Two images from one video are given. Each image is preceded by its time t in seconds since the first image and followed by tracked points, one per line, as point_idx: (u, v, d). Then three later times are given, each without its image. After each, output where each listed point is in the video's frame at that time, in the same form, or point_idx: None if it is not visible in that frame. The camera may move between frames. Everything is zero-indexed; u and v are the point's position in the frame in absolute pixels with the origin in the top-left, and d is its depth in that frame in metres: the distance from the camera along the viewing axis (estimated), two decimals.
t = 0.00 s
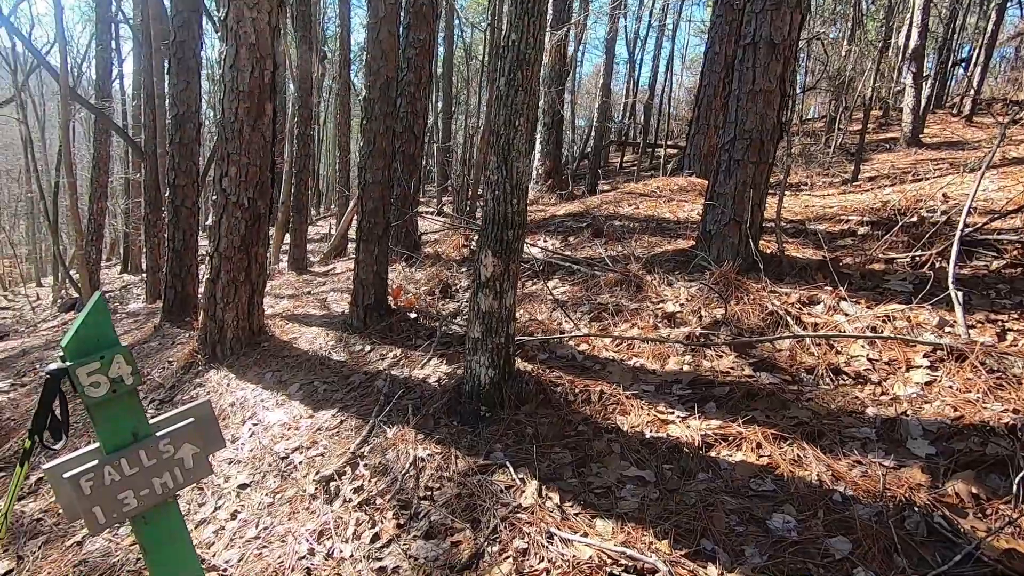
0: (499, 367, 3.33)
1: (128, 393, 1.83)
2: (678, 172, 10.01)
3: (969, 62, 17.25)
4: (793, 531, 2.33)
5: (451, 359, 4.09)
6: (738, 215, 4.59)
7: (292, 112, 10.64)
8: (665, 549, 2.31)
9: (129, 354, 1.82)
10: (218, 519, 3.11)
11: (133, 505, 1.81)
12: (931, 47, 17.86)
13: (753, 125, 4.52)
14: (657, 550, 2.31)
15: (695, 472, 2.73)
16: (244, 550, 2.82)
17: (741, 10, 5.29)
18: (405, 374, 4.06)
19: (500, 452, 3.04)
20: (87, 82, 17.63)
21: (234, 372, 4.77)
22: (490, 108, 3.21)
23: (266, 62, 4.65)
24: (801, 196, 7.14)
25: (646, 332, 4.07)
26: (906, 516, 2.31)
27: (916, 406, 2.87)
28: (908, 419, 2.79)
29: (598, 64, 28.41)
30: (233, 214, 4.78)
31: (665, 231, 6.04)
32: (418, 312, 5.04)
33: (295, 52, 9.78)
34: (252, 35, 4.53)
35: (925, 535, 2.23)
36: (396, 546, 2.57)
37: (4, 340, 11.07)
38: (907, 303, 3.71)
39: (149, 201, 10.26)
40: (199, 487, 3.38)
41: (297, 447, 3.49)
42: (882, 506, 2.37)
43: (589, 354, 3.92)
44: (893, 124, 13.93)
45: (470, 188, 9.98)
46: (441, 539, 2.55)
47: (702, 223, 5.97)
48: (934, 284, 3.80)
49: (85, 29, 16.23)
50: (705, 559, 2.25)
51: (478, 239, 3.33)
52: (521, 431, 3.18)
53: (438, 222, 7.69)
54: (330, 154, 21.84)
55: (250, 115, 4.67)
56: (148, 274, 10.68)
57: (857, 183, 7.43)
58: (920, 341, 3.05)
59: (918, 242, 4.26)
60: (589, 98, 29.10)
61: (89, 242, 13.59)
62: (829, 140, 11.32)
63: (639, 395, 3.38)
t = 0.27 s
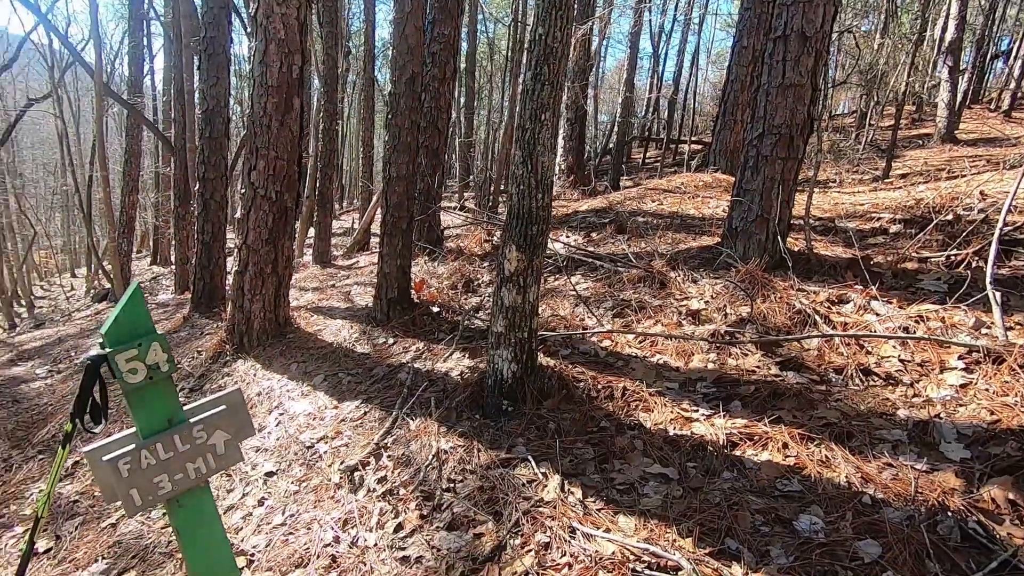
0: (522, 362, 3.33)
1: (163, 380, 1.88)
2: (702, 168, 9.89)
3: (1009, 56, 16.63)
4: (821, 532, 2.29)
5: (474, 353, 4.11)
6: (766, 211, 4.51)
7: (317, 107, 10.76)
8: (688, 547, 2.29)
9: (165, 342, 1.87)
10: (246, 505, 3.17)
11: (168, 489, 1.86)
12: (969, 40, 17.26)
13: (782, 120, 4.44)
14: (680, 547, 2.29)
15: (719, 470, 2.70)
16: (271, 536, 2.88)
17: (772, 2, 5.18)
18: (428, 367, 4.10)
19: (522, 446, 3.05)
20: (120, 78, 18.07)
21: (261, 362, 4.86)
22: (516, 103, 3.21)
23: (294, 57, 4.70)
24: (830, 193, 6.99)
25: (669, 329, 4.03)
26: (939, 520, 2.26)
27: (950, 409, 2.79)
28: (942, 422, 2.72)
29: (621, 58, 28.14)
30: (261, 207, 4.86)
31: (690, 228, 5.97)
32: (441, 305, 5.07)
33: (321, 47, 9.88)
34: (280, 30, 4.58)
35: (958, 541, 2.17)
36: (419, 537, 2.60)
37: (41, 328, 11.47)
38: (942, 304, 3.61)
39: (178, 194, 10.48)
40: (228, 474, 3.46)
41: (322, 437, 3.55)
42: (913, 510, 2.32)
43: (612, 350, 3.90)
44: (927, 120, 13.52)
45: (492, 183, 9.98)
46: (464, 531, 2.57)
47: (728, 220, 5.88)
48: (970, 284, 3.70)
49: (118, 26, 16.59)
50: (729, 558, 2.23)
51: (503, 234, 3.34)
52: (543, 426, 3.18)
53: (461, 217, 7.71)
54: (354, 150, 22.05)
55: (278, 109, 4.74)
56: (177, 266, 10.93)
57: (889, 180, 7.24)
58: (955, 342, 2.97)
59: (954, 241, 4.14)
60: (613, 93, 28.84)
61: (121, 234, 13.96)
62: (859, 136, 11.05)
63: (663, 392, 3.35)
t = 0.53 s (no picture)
0: (541, 357, 3.34)
1: (192, 369, 1.92)
2: (723, 164, 9.78)
3: None
4: (844, 532, 2.26)
5: (492, 348, 4.13)
6: (789, 207, 4.45)
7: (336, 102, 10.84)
8: (709, 544, 2.28)
9: (194, 332, 1.91)
10: (269, 494, 3.22)
11: (196, 476, 1.90)
12: (1000, 33, 16.75)
13: (807, 115, 4.36)
14: (701, 544, 2.28)
15: (740, 468, 2.68)
16: (293, 524, 2.92)
17: None
18: (446, 360, 4.12)
19: (540, 441, 3.06)
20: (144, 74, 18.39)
21: (282, 353, 4.93)
22: (538, 97, 3.20)
23: (316, 52, 4.73)
24: (855, 189, 6.87)
25: (689, 325, 4.00)
26: (967, 523, 2.21)
27: (979, 410, 2.73)
28: (971, 423, 2.67)
29: (640, 52, 27.87)
30: (283, 200, 4.92)
31: (710, 224, 5.91)
32: (459, 300, 5.09)
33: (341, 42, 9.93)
34: (303, 25, 4.61)
35: (987, 544, 2.12)
36: (438, 528, 2.63)
37: (68, 319, 11.77)
38: (971, 303, 3.53)
39: (201, 188, 10.66)
40: (251, 463, 3.52)
41: (342, 428, 3.59)
42: (940, 511, 2.28)
43: (630, 346, 3.88)
44: (955, 115, 13.18)
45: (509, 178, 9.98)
46: (483, 523, 2.59)
47: (749, 216, 5.82)
48: (1001, 282, 3.60)
49: (142, 23, 16.86)
50: (750, 556, 2.21)
51: (523, 228, 3.34)
52: (562, 421, 3.19)
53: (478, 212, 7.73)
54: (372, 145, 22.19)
55: (300, 104, 4.79)
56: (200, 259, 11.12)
57: (915, 176, 7.08)
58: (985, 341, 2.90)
59: (984, 239, 4.03)
60: (631, 88, 28.58)
61: (145, 227, 14.25)
62: (884, 131, 10.81)
63: (682, 389, 3.33)
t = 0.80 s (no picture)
0: (559, 352, 3.33)
1: (220, 358, 1.96)
2: (742, 160, 9.66)
3: None
4: (868, 532, 2.23)
5: (509, 342, 4.13)
6: (811, 203, 4.38)
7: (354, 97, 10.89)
8: (729, 541, 2.27)
9: (221, 322, 1.94)
10: (290, 483, 3.27)
11: (223, 463, 1.94)
12: None
13: (831, 109, 4.29)
14: (721, 541, 2.27)
15: (761, 466, 2.66)
16: (314, 513, 2.96)
17: None
18: (464, 354, 4.14)
19: (559, 435, 3.06)
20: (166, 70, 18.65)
21: (301, 345, 4.99)
22: (559, 92, 3.19)
23: (337, 46, 4.76)
24: (878, 186, 6.75)
25: (708, 322, 3.97)
26: (996, 525, 2.17)
27: (1009, 410, 2.67)
28: (999, 424, 2.61)
29: (657, 48, 27.61)
30: (303, 194, 4.96)
31: (730, 220, 5.85)
32: (476, 294, 5.11)
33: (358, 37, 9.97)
34: (324, 20, 4.64)
35: (1018, 547, 2.08)
36: (457, 520, 2.65)
37: (92, 310, 12.01)
38: (1000, 302, 3.45)
39: (221, 182, 10.80)
40: (272, 452, 3.57)
41: (361, 420, 3.63)
42: (967, 513, 2.24)
43: (649, 342, 3.86)
44: (982, 110, 12.87)
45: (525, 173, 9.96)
46: (502, 516, 2.60)
47: (769, 213, 5.74)
48: None
49: (164, 19, 17.09)
50: (772, 554, 2.19)
51: (543, 223, 3.33)
52: (580, 416, 3.18)
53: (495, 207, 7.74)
54: (388, 140, 22.27)
55: (321, 99, 4.82)
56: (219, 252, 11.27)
57: (940, 173, 6.93)
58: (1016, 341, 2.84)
59: (1014, 237, 3.94)
60: (647, 83, 28.33)
61: (166, 221, 14.47)
62: (908, 126, 10.60)
63: (702, 385, 3.31)
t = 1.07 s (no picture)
0: (579, 344, 3.33)
1: (249, 343, 1.99)
2: (763, 156, 9.53)
3: None
4: (895, 530, 2.20)
5: (529, 335, 4.14)
6: (837, 198, 4.31)
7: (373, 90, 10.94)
8: (752, 536, 2.25)
9: (251, 307, 1.97)
10: (311, 469, 3.30)
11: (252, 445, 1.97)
12: None
13: (859, 103, 4.21)
14: (744, 536, 2.25)
15: (784, 462, 2.63)
16: (335, 499, 2.99)
17: None
18: (483, 346, 4.16)
19: (579, 427, 3.06)
20: (188, 64, 18.91)
21: (321, 335, 5.04)
22: (583, 83, 3.17)
23: (360, 38, 4.78)
24: (905, 183, 6.62)
25: (730, 317, 3.93)
26: None
27: None
28: None
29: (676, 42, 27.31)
30: (325, 185, 5.00)
31: (752, 216, 5.78)
32: (495, 287, 5.12)
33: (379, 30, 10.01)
34: (348, 11, 4.66)
35: None
36: (478, 508, 2.66)
37: (116, 299, 12.26)
38: None
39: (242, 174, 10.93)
40: (294, 439, 3.61)
41: (381, 409, 3.66)
42: (999, 514, 2.19)
43: (669, 337, 3.84)
44: (1013, 107, 12.54)
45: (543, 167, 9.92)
46: (522, 506, 2.61)
47: (793, 208, 5.66)
48: None
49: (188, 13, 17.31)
50: (796, 550, 2.17)
51: (565, 215, 3.32)
52: (600, 409, 3.18)
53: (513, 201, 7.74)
54: (406, 134, 22.35)
55: (344, 91, 4.86)
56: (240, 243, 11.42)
57: (970, 170, 6.77)
58: None
59: None
60: (666, 78, 28.04)
61: (188, 212, 14.70)
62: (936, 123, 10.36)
63: (723, 380, 3.28)
